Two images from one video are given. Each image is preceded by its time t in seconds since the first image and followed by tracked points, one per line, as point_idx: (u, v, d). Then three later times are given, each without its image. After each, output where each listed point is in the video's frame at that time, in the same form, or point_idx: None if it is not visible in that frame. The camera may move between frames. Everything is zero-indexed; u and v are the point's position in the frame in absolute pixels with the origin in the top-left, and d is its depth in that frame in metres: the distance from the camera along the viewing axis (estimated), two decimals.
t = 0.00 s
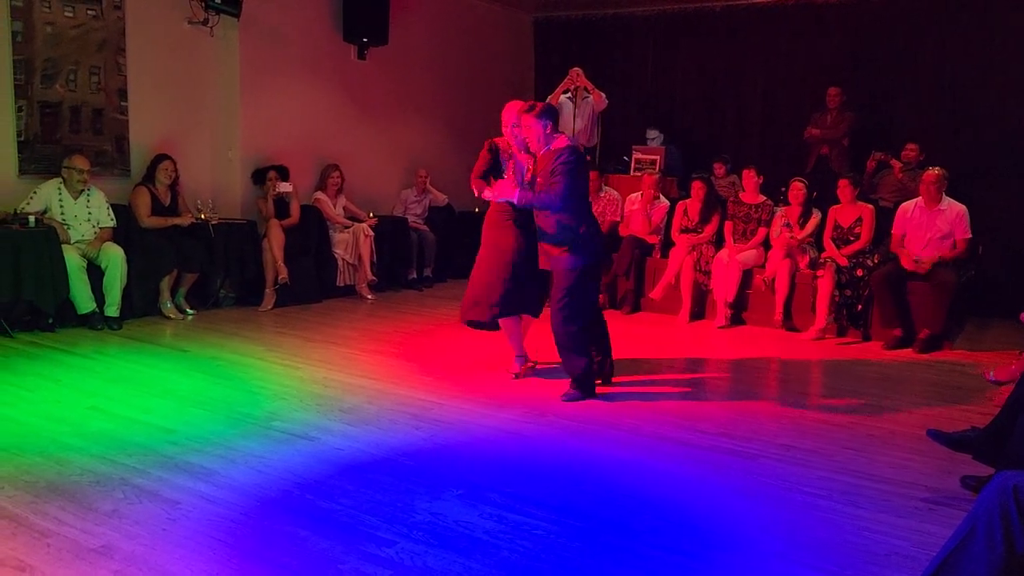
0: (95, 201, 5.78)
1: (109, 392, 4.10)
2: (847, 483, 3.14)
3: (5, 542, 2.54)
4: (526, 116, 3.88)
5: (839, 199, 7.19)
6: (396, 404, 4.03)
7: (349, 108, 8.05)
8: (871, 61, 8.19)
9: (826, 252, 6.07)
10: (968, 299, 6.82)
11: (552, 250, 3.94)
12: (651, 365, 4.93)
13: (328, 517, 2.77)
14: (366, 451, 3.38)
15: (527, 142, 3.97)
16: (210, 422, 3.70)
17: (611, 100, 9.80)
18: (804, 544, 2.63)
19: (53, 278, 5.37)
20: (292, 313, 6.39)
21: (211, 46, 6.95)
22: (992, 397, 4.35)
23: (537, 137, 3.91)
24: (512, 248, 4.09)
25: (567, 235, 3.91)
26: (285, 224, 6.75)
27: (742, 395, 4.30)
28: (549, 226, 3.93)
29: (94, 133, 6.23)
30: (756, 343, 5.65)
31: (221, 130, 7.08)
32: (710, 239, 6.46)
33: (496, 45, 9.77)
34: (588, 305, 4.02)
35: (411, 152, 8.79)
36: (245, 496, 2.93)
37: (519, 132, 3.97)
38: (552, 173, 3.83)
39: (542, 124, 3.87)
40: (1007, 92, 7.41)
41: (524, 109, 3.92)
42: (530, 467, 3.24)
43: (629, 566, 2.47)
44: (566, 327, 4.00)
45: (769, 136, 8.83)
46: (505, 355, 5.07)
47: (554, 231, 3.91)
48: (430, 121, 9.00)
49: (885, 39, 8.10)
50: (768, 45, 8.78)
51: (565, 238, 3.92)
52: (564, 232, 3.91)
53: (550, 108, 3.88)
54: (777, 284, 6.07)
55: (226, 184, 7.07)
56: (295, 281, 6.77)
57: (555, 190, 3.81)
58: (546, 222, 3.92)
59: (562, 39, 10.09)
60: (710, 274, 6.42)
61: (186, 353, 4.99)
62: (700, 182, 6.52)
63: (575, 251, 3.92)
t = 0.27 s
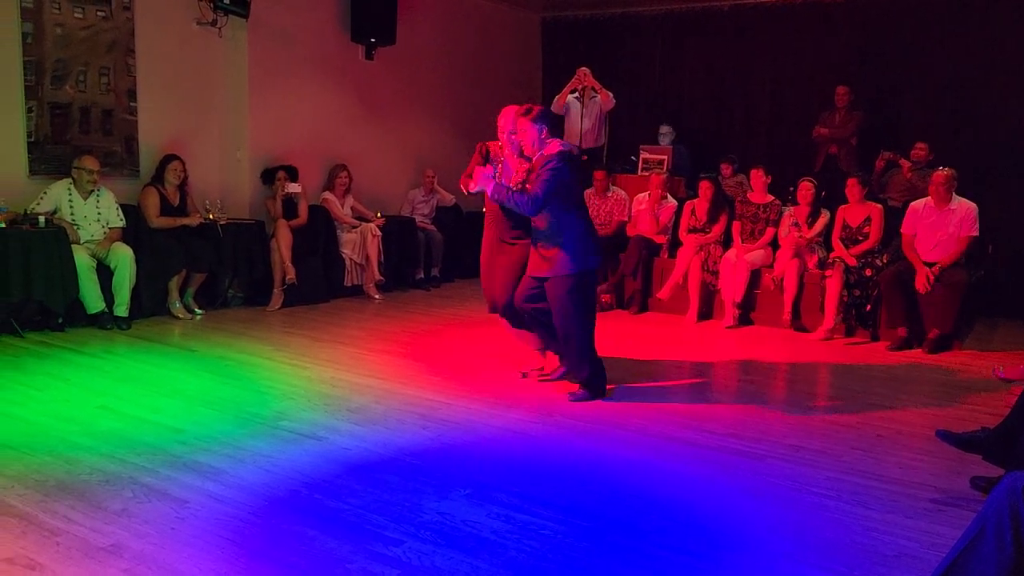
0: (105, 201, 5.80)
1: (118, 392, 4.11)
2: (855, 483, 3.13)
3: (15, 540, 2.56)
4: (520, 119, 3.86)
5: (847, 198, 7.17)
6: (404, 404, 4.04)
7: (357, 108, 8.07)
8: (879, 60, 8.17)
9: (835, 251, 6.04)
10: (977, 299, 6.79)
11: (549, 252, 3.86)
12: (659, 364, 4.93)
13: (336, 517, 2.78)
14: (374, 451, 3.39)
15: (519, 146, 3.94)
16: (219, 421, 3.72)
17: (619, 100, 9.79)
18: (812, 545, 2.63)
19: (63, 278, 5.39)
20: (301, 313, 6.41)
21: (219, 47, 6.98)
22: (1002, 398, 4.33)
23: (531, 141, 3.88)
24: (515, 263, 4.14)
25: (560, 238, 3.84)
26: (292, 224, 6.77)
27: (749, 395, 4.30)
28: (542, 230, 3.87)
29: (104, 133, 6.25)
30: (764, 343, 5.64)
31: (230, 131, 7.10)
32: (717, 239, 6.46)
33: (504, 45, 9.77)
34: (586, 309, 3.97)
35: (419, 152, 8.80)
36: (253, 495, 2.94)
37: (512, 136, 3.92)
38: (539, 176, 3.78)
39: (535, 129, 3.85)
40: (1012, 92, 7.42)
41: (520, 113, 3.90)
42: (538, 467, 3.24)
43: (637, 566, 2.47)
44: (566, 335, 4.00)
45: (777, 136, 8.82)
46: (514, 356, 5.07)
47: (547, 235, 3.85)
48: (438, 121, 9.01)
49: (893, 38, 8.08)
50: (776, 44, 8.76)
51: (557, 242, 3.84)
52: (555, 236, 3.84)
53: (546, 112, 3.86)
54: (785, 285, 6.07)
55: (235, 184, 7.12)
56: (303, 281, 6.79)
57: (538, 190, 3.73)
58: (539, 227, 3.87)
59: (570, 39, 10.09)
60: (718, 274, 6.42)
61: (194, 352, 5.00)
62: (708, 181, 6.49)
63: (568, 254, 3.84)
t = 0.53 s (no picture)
0: (121, 202, 5.86)
1: (134, 391, 4.14)
2: (872, 484, 3.11)
3: (33, 538, 2.58)
4: (508, 112, 3.85)
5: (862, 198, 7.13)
6: (418, 404, 4.04)
7: (371, 108, 8.09)
8: (895, 59, 8.11)
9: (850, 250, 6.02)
10: (993, 299, 6.74)
11: (534, 255, 3.88)
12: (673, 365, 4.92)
13: (351, 516, 2.79)
14: (388, 450, 3.39)
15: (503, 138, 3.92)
16: (234, 421, 3.74)
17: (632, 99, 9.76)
18: (828, 546, 2.61)
19: (80, 278, 5.43)
20: (315, 313, 6.43)
21: (234, 48, 7.01)
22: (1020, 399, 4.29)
23: (515, 136, 3.87)
24: (503, 275, 4.09)
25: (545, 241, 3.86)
26: (307, 224, 6.80)
27: (764, 396, 4.28)
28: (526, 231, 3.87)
29: (120, 134, 6.30)
30: (778, 343, 5.62)
31: (244, 132, 7.14)
32: (732, 238, 6.43)
33: (517, 45, 9.76)
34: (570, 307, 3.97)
35: (432, 152, 8.81)
36: (267, 494, 2.96)
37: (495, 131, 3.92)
38: (528, 177, 3.80)
39: (521, 122, 3.85)
40: (1014, 92, 7.43)
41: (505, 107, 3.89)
42: (551, 467, 3.23)
43: (651, 566, 2.46)
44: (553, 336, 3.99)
45: (791, 135, 8.77)
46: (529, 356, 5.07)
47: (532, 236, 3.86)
48: (451, 121, 9.03)
49: (909, 36, 8.02)
50: (790, 43, 8.71)
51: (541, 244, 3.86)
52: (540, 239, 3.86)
53: (531, 110, 3.86)
54: (800, 284, 6.03)
55: (249, 185, 7.15)
56: (317, 281, 6.81)
57: (533, 194, 3.76)
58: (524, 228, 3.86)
59: (583, 38, 10.06)
60: (732, 274, 6.39)
61: (210, 352, 5.03)
62: (722, 180, 6.47)
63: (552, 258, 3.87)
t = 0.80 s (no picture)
0: (149, 204, 5.93)
1: (163, 391, 4.19)
2: (900, 486, 3.07)
3: (64, 535, 2.62)
4: (493, 111, 3.76)
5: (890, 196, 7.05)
6: (443, 404, 4.05)
7: (395, 109, 8.13)
8: (923, 56, 8.02)
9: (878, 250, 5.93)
10: None
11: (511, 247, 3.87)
12: (698, 365, 4.90)
13: (376, 515, 2.80)
14: (412, 450, 3.41)
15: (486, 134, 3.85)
16: (260, 420, 3.77)
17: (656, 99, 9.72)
18: (855, 548, 2.58)
19: (110, 279, 5.51)
20: (341, 313, 6.47)
21: (260, 50, 7.07)
22: None
23: (502, 134, 3.81)
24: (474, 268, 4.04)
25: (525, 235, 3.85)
26: (333, 226, 6.84)
27: (790, 396, 4.24)
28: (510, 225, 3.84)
29: (149, 137, 6.37)
30: (804, 343, 5.58)
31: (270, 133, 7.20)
32: (757, 238, 6.38)
33: (539, 45, 9.76)
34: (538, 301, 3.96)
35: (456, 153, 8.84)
36: (293, 493, 2.98)
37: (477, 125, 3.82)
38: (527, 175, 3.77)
39: (508, 121, 3.78)
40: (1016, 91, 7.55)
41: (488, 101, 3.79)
42: (576, 467, 3.23)
43: (676, 567, 2.45)
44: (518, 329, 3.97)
45: (817, 133, 8.69)
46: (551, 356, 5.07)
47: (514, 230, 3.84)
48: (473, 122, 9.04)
49: (938, 33, 7.93)
50: (816, 41, 8.64)
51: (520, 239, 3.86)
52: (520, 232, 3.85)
53: (517, 106, 3.79)
54: (827, 284, 5.97)
55: (275, 186, 7.20)
56: (342, 281, 6.85)
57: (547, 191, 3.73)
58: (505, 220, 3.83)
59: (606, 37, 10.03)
60: (758, 273, 6.35)
61: (237, 352, 5.08)
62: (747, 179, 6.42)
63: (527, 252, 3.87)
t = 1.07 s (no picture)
0: (190, 206, 6.03)
1: (202, 390, 4.27)
2: (941, 490, 3.03)
3: (110, 531, 2.69)
4: (482, 105, 3.71)
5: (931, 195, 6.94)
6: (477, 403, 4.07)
7: (429, 111, 8.18)
8: (966, 53, 7.90)
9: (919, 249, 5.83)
10: None
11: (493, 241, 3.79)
12: (734, 366, 4.87)
13: (411, 514, 2.83)
14: (446, 449, 3.44)
15: (467, 127, 3.76)
16: (298, 419, 3.82)
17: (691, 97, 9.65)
18: (895, 553, 2.55)
19: (151, 278, 5.63)
20: (376, 314, 6.54)
21: (297, 54, 7.15)
22: None
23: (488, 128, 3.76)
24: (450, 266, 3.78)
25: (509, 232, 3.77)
26: (369, 227, 6.87)
27: (828, 398, 4.21)
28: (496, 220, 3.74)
29: (189, 141, 6.49)
30: (842, 344, 5.51)
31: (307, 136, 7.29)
32: (794, 237, 6.32)
33: (573, 45, 9.74)
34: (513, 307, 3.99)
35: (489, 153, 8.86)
36: (329, 491, 3.02)
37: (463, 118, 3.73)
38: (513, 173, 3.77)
39: (494, 116, 3.74)
40: None
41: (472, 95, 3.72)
42: (610, 468, 3.23)
43: (711, 570, 2.44)
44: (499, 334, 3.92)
45: (856, 131, 8.58)
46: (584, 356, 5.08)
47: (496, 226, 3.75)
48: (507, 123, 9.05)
49: (982, 30, 7.80)
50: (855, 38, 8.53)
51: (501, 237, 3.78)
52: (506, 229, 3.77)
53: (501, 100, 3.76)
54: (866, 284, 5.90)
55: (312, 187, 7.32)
56: (378, 281, 6.91)
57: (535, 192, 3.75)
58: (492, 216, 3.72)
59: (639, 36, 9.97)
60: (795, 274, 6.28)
61: (274, 352, 5.16)
62: (784, 178, 6.37)
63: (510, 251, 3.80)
